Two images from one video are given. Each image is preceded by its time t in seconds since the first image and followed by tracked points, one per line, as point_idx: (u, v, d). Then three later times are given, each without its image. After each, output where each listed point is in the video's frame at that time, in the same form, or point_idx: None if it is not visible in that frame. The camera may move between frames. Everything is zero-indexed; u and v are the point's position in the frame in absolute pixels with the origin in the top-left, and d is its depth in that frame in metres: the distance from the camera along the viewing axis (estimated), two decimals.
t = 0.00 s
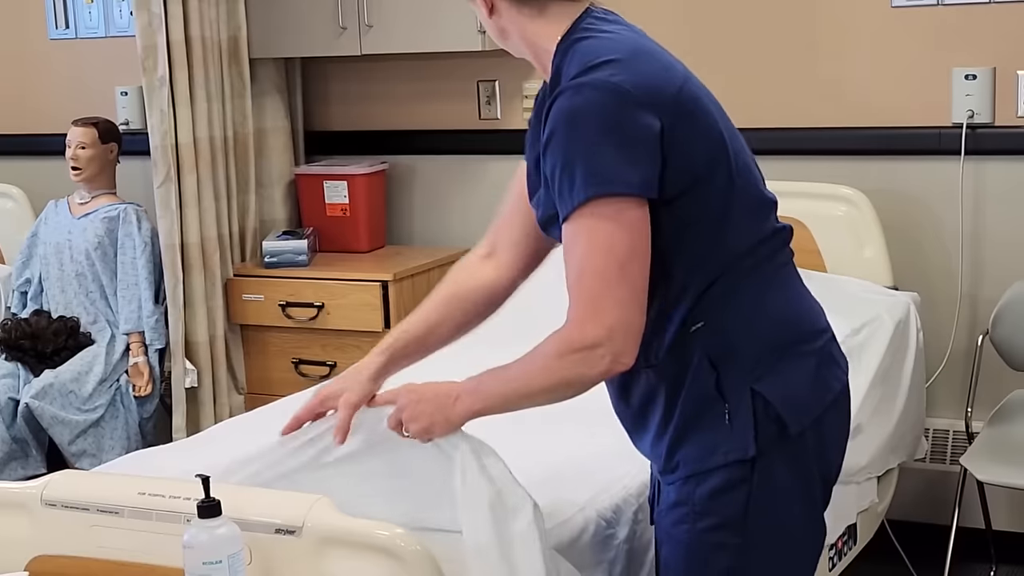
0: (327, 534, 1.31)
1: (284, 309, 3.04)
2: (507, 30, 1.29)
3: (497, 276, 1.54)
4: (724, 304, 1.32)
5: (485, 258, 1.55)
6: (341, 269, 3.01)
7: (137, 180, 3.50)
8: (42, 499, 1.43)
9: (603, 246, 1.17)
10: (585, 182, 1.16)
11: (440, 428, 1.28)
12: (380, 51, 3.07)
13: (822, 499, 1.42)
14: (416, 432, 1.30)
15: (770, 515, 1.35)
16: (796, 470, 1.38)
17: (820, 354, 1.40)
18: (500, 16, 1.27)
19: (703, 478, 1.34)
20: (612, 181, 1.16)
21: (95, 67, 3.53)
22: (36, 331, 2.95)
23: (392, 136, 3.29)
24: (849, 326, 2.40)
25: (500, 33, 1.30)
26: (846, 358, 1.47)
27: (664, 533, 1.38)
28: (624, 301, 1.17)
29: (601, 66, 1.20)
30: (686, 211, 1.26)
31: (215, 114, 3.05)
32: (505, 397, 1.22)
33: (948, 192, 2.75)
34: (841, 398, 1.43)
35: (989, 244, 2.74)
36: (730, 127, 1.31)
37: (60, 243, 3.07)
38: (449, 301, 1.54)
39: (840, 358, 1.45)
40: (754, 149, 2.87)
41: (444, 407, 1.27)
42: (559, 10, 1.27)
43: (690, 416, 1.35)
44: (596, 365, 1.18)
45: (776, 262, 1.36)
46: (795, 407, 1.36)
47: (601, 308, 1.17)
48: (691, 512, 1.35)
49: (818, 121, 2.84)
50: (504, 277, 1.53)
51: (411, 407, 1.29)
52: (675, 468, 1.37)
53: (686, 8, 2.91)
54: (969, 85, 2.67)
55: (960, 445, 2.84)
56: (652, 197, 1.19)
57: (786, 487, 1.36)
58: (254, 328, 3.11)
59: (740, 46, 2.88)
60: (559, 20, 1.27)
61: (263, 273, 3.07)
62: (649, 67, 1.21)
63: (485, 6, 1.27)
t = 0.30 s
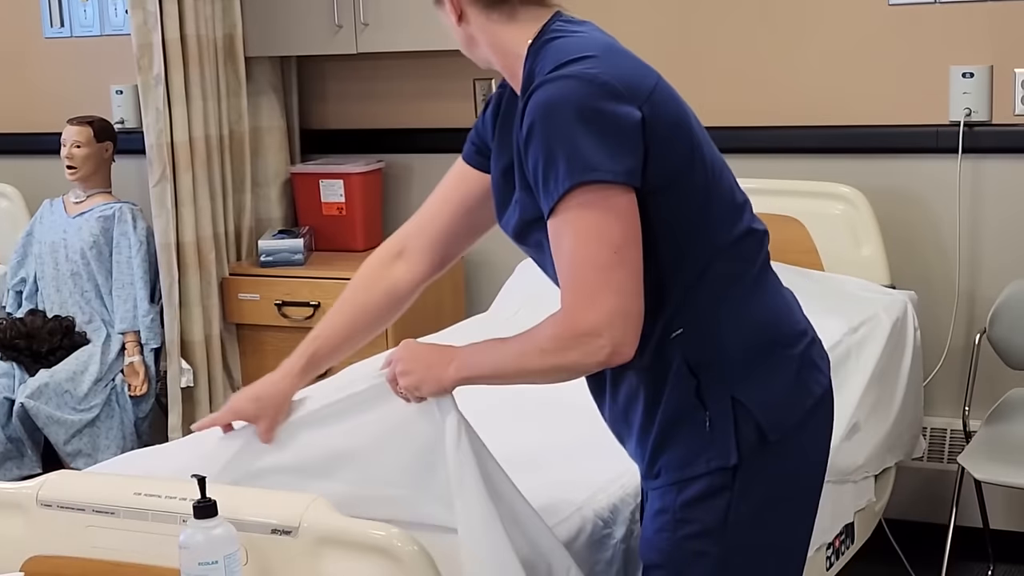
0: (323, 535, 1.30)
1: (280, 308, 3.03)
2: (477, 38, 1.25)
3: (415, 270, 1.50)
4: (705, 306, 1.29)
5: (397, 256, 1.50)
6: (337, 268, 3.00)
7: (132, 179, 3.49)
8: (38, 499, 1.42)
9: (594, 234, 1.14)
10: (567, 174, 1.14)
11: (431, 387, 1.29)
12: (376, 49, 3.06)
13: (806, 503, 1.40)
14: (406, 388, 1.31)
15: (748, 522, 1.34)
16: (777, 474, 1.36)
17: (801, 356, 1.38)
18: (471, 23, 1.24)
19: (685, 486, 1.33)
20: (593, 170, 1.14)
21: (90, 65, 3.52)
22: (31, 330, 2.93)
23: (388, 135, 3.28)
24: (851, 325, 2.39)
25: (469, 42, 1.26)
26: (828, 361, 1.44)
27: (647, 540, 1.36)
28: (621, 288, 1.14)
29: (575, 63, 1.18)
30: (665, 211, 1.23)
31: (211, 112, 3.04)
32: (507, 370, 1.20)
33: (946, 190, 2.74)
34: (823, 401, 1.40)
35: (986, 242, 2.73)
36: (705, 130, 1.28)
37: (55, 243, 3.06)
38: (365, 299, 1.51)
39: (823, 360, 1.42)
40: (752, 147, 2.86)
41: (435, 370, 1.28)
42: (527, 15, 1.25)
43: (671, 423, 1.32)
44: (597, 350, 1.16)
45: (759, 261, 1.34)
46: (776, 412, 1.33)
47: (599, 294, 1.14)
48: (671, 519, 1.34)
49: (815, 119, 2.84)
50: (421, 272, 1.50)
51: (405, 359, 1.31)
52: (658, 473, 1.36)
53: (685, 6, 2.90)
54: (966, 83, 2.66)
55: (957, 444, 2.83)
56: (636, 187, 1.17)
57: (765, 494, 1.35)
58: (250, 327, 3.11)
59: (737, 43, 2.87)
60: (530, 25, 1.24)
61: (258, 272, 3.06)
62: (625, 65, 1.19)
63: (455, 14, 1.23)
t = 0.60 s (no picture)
0: (320, 536, 1.30)
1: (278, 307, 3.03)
2: (432, 57, 1.19)
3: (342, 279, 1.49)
4: (675, 332, 1.27)
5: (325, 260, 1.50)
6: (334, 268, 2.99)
7: (129, 179, 3.49)
8: (34, 499, 1.42)
9: (564, 266, 1.11)
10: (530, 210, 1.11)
11: (429, 415, 1.21)
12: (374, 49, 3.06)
13: (790, 517, 1.38)
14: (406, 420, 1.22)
15: (722, 549, 1.33)
16: (759, 496, 1.34)
17: (780, 371, 1.36)
18: (434, 35, 1.17)
19: (657, 515, 1.32)
20: (557, 205, 1.11)
21: (88, 64, 3.51)
22: (28, 330, 2.92)
23: (386, 134, 3.28)
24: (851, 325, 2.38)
25: (423, 61, 1.19)
26: (811, 373, 1.42)
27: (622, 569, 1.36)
28: (603, 320, 1.13)
29: (529, 90, 1.15)
30: (635, 235, 1.21)
31: (208, 111, 3.03)
32: (495, 395, 1.17)
33: (945, 189, 2.74)
34: (803, 416, 1.38)
35: (985, 241, 2.73)
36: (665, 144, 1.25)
37: (52, 242, 3.05)
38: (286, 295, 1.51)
39: (804, 372, 1.39)
40: (750, 146, 2.86)
41: (438, 395, 1.20)
42: (481, 35, 1.20)
43: (640, 450, 1.31)
44: (589, 385, 1.14)
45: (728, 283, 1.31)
46: (752, 434, 1.32)
47: (581, 327, 1.12)
48: (643, 546, 1.34)
49: (814, 118, 2.83)
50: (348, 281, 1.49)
51: (400, 388, 1.21)
52: (631, 499, 1.35)
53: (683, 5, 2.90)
54: (964, 82, 2.66)
55: (955, 444, 2.83)
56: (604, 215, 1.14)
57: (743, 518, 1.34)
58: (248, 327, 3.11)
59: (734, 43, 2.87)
60: (486, 43, 1.20)
61: (255, 271, 3.07)
62: (579, 86, 1.16)
63: (425, 23, 1.16)
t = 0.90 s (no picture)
0: (320, 536, 1.31)
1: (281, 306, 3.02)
2: (390, 88, 1.22)
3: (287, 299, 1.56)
4: (668, 345, 1.29)
5: (272, 275, 1.56)
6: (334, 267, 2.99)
7: (129, 178, 3.48)
8: (35, 499, 1.44)
9: (566, 283, 1.13)
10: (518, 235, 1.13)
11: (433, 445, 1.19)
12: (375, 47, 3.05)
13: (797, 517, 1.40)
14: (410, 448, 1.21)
15: (730, 555, 1.35)
16: (766, 500, 1.35)
17: (777, 373, 1.37)
18: (391, 68, 1.20)
19: (661, 527, 1.33)
20: (546, 226, 1.12)
21: (88, 63, 3.51)
22: (29, 329, 2.92)
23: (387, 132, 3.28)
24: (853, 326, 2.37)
25: (381, 93, 1.22)
26: (807, 373, 1.43)
27: None
28: (609, 334, 1.14)
29: (499, 117, 1.17)
30: (621, 250, 1.23)
31: (209, 110, 3.03)
32: (506, 422, 1.17)
33: (946, 188, 2.74)
34: (804, 416, 1.40)
35: (986, 239, 2.72)
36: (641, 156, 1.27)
37: (53, 242, 3.05)
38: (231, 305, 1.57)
39: (799, 371, 1.41)
40: (750, 145, 2.86)
41: (439, 427, 1.18)
42: (441, 61, 1.23)
43: (643, 462, 1.32)
44: (604, 403, 1.16)
45: (717, 291, 1.32)
46: (756, 438, 1.33)
47: (589, 344, 1.14)
48: (651, 557, 1.35)
49: (815, 117, 2.83)
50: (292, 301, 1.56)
51: (395, 429, 1.19)
52: (634, 513, 1.36)
53: (684, 4, 2.90)
54: (965, 80, 2.66)
55: (956, 442, 2.83)
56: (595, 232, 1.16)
57: (750, 523, 1.35)
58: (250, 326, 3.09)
59: (735, 42, 2.87)
60: (442, 71, 1.23)
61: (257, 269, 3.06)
62: (548, 108, 1.19)
63: (381, 56, 1.19)
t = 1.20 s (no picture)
0: (327, 533, 1.33)
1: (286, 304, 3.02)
2: (374, 108, 1.22)
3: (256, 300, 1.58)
4: (672, 348, 1.29)
5: (240, 287, 1.59)
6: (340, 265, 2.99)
7: (136, 176, 3.49)
8: (42, 497, 1.49)
9: (584, 284, 1.13)
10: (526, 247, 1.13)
11: (446, 476, 1.23)
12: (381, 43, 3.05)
13: (804, 515, 1.40)
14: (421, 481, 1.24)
15: (741, 554, 1.35)
16: (774, 498, 1.36)
17: (783, 370, 1.37)
18: (374, 89, 1.20)
19: (671, 529, 1.33)
20: (554, 235, 1.13)
21: (94, 62, 3.52)
22: (36, 327, 2.92)
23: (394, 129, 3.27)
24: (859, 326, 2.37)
25: (364, 113, 1.22)
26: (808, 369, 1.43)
27: None
28: (628, 330, 1.15)
29: (492, 129, 1.17)
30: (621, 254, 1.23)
31: (215, 108, 3.03)
32: (520, 430, 1.18)
33: (952, 185, 2.73)
34: (811, 412, 1.40)
35: (993, 236, 2.72)
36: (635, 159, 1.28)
37: (60, 239, 3.06)
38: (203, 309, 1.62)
39: (802, 369, 1.41)
40: (755, 143, 2.86)
41: (444, 456, 1.22)
42: (423, 79, 1.23)
43: (653, 464, 1.32)
44: (630, 401, 1.17)
45: (718, 292, 1.33)
46: (765, 436, 1.34)
47: (614, 344, 1.14)
48: (659, 560, 1.34)
49: (821, 114, 2.83)
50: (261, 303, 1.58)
51: (404, 461, 1.23)
52: (643, 516, 1.35)
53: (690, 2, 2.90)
54: (971, 78, 2.65)
55: (963, 440, 2.83)
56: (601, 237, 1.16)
57: (758, 522, 1.35)
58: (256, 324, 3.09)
59: (741, 40, 2.87)
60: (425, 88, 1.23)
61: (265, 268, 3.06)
62: (541, 115, 1.19)
63: (362, 78, 1.19)
